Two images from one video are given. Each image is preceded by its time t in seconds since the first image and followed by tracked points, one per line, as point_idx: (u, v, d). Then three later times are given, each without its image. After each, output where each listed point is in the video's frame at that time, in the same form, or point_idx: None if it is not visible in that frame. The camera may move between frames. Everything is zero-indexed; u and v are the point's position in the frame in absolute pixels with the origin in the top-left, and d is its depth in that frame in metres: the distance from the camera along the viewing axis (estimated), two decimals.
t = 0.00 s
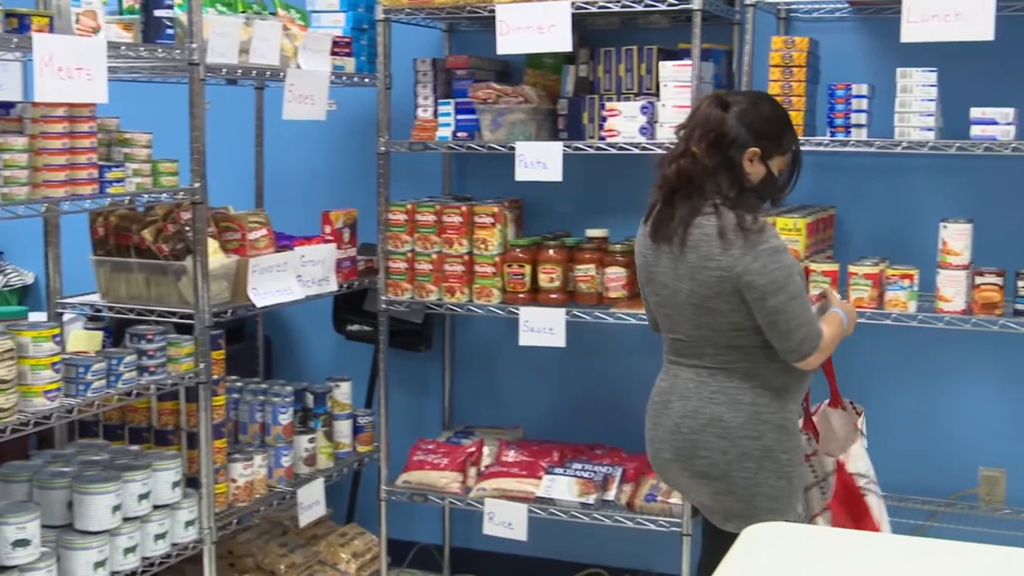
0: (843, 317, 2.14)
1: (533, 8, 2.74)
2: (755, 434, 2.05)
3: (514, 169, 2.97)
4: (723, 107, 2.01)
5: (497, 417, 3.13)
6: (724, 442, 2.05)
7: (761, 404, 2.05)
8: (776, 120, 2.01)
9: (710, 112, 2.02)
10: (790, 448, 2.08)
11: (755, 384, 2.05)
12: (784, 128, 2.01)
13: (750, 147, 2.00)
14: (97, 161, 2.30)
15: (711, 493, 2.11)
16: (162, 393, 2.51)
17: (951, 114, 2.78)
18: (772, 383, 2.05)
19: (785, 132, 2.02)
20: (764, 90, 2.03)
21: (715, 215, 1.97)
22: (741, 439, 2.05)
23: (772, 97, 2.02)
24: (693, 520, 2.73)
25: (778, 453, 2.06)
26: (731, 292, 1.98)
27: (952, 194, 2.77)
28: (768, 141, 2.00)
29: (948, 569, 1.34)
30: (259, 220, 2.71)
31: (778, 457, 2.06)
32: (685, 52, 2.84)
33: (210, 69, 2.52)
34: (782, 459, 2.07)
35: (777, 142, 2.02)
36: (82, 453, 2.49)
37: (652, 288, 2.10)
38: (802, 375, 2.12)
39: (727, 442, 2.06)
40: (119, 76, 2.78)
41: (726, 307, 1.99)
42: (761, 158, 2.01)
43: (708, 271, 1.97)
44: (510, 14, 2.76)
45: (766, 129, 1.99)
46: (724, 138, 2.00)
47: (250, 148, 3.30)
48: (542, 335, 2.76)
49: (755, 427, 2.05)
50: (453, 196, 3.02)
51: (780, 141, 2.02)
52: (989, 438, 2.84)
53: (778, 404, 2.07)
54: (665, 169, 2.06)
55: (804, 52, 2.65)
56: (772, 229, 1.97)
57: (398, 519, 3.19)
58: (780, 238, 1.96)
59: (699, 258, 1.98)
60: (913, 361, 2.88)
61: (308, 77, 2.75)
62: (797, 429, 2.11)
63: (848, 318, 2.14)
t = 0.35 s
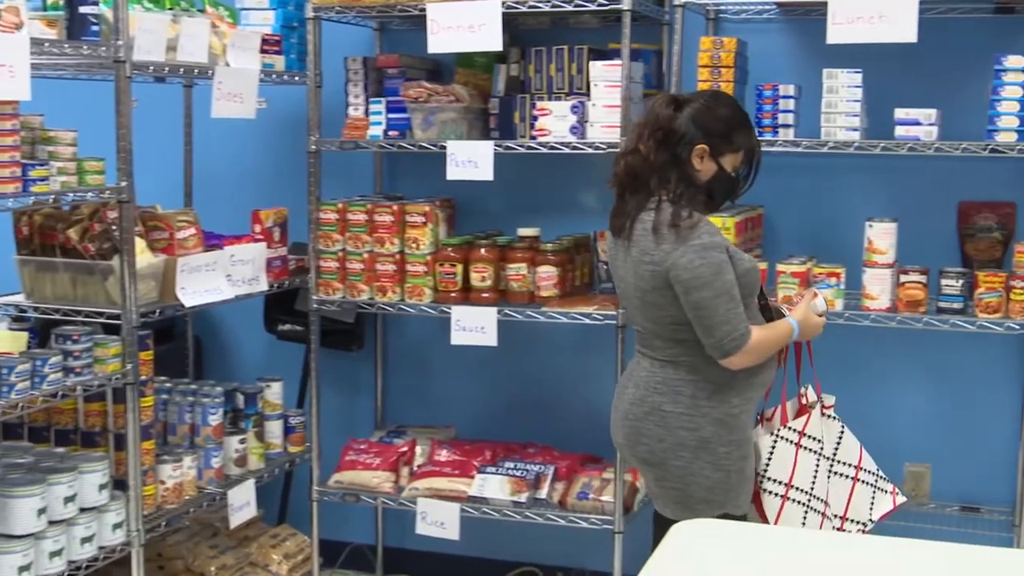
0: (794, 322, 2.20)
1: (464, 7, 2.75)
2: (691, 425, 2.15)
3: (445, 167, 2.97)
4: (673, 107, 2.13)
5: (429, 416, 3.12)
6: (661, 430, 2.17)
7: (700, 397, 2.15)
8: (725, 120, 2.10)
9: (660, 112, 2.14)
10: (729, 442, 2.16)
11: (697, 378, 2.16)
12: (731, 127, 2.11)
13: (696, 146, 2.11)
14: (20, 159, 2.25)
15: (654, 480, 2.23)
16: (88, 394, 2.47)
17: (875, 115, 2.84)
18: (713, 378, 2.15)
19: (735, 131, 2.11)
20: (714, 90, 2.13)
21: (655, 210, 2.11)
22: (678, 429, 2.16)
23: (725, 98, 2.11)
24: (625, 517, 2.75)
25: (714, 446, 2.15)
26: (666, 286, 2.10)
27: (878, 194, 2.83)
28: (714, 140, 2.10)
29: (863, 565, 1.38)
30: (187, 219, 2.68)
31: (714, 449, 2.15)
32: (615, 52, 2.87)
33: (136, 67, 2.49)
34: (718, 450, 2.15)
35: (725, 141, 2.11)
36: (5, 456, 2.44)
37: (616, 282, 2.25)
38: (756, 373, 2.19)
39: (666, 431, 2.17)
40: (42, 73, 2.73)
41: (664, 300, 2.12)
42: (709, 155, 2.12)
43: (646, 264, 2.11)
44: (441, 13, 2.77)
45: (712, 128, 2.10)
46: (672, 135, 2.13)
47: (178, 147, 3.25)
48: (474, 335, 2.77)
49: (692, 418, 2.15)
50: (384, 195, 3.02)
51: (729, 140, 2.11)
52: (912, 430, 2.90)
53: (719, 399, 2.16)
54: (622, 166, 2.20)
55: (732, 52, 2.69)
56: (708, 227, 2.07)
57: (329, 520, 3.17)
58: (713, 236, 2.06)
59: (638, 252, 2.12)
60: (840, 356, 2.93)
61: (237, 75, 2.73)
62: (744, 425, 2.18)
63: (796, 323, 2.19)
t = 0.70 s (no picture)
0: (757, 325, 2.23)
1: (404, 8, 2.75)
2: (648, 420, 2.21)
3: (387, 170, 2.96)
4: (641, 110, 2.19)
5: (372, 419, 3.11)
6: (620, 425, 2.24)
7: (658, 393, 2.21)
8: (691, 123, 2.16)
9: (629, 115, 2.21)
10: (684, 438, 2.20)
11: (657, 375, 2.21)
12: (697, 130, 2.16)
13: (663, 148, 2.17)
14: None
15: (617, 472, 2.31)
16: (24, 400, 2.43)
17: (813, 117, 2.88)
18: (672, 375, 2.19)
19: (701, 134, 2.16)
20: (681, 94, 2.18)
21: (619, 210, 2.17)
22: (635, 424, 2.23)
23: (694, 102, 2.17)
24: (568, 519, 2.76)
25: (669, 441, 2.20)
26: (625, 284, 2.16)
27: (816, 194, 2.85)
28: (680, 142, 2.16)
29: (798, 566, 1.40)
30: (126, 222, 2.65)
31: (669, 445, 2.20)
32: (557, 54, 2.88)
33: (72, 68, 2.46)
34: (673, 446, 2.20)
35: (691, 144, 2.17)
36: None
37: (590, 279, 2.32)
38: (721, 372, 2.22)
39: (625, 425, 2.24)
40: None
41: (623, 298, 2.18)
42: (675, 157, 2.18)
43: (607, 263, 2.18)
44: (382, 15, 2.77)
45: (678, 131, 2.15)
46: (640, 137, 2.19)
47: (116, 148, 3.21)
48: (417, 337, 2.77)
49: (650, 415, 2.21)
50: (326, 197, 3.00)
51: (695, 142, 2.17)
52: (843, 431, 2.86)
53: (677, 397, 2.20)
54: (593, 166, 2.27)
55: (672, 55, 2.72)
56: (665, 228, 2.12)
57: (272, 524, 3.15)
58: (668, 238, 2.09)
59: (601, 250, 2.19)
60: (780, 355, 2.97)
61: (175, 76, 2.71)
62: (705, 423, 2.22)
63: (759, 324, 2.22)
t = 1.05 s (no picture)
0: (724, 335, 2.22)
1: (356, 10, 2.75)
2: (612, 425, 2.20)
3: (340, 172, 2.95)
4: (620, 116, 2.18)
5: (327, 421, 3.10)
6: (585, 432, 2.23)
7: (620, 397, 2.20)
8: (669, 132, 2.16)
9: (606, 119, 2.20)
10: (647, 441, 2.19)
11: (620, 379, 2.20)
12: (676, 140, 2.16)
13: (640, 156, 2.17)
14: None
15: (586, 479, 2.29)
16: None
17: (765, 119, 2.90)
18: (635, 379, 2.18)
19: (678, 144, 2.16)
20: (661, 101, 2.18)
21: (590, 212, 2.18)
22: (599, 429, 2.21)
23: (673, 110, 2.16)
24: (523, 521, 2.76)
25: (633, 445, 2.19)
26: (589, 287, 2.16)
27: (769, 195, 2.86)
28: (657, 151, 2.16)
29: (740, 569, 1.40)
30: (76, 225, 2.63)
31: (633, 449, 2.19)
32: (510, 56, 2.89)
33: (19, 70, 2.44)
34: (637, 449, 2.19)
35: (667, 153, 2.17)
36: None
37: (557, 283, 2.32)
38: (685, 376, 2.21)
39: (590, 432, 2.23)
40: None
41: (588, 301, 2.18)
42: (651, 166, 2.18)
43: (573, 265, 2.18)
44: (334, 16, 2.76)
45: (656, 140, 2.15)
46: (617, 144, 2.18)
47: (66, 151, 3.18)
48: (371, 339, 2.76)
49: (613, 419, 2.20)
50: (280, 199, 2.99)
51: (672, 151, 2.17)
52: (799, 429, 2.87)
53: (640, 400, 2.19)
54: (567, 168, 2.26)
55: (625, 57, 2.72)
56: (633, 232, 2.12)
57: (226, 529, 3.13)
58: (634, 242, 2.10)
59: (569, 251, 2.19)
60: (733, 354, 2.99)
61: (126, 78, 2.69)
62: (668, 424, 2.20)
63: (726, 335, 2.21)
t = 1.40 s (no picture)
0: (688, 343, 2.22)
1: (313, 12, 2.74)
2: (578, 428, 2.19)
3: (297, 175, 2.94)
4: (595, 124, 2.16)
5: (285, 424, 3.09)
6: (550, 436, 2.22)
7: (584, 400, 2.18)
8: (642, 145, 2.14)
9: (581, 126, 2.17)
10: (613, 442, 2.18)
11: (582, 381, 2.19)
12: (649, 156, 2.15)
13: (612, 168, 2.15)
14: None
15: (552, 482, 2.28)
16: None
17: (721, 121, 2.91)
18: (597, 382, 2.17)
19: (650, 159, 2.15)
20: (638, 113, 2.16)
21: (556, 216, 2.16)
22: (564, 433, 2.20)
23: (648, 123, 2.14)
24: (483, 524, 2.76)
25: (599, 447, 2.18)
26: (552, 291, 2.14)
27: (727, 198, 2.87)
28: (629, 164, 2.14)
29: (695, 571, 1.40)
30: (30, 229, 2.59)
31: (599, 451, 2.18)
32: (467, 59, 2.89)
33: None
34: (604, 450, 2.18)
35: (639, 166, 2.15)
36: None
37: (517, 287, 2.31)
38: (649, 377, 2.20)
39: (555, 436, 2.22)
40: None
41: (550, 305, 2.16)
42: (621, 178, 2.17)
43: (536, 269, 2.16)
44: (291, 19, 2.75)
45: (628, 152, 2.13)
46: (590, 152, 2.16)
47: (20, 155, 3.15)
48: (329, 342, 2.75)
49: (578, 422, 2.19)
50: (237, 203, 2.98)
51: (643, 165, 2.15)
52: (757, 429, 2.89)
53: (604, 403, 2.19)
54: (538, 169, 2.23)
55: (582, 60, 2.73)
56: (599, 240, 2.11)
57: (184, 534, 3.11)
58: (599, 249, 2.09)
59: (533, 254, 2.18)
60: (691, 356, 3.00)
61: (80, 81, 2.66)
62: (633, 424, 2.20)
63: (689, 343, 2.22)
